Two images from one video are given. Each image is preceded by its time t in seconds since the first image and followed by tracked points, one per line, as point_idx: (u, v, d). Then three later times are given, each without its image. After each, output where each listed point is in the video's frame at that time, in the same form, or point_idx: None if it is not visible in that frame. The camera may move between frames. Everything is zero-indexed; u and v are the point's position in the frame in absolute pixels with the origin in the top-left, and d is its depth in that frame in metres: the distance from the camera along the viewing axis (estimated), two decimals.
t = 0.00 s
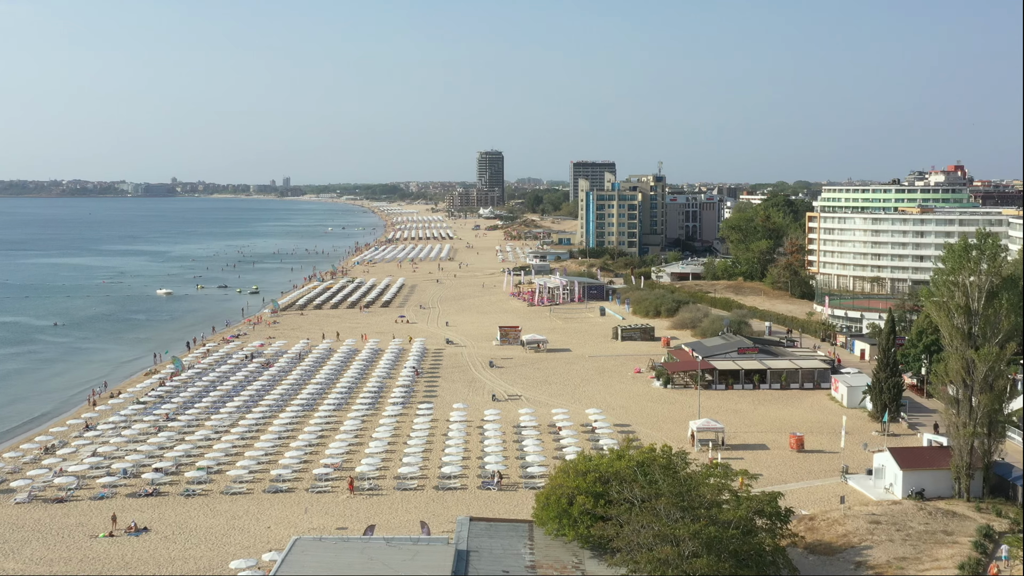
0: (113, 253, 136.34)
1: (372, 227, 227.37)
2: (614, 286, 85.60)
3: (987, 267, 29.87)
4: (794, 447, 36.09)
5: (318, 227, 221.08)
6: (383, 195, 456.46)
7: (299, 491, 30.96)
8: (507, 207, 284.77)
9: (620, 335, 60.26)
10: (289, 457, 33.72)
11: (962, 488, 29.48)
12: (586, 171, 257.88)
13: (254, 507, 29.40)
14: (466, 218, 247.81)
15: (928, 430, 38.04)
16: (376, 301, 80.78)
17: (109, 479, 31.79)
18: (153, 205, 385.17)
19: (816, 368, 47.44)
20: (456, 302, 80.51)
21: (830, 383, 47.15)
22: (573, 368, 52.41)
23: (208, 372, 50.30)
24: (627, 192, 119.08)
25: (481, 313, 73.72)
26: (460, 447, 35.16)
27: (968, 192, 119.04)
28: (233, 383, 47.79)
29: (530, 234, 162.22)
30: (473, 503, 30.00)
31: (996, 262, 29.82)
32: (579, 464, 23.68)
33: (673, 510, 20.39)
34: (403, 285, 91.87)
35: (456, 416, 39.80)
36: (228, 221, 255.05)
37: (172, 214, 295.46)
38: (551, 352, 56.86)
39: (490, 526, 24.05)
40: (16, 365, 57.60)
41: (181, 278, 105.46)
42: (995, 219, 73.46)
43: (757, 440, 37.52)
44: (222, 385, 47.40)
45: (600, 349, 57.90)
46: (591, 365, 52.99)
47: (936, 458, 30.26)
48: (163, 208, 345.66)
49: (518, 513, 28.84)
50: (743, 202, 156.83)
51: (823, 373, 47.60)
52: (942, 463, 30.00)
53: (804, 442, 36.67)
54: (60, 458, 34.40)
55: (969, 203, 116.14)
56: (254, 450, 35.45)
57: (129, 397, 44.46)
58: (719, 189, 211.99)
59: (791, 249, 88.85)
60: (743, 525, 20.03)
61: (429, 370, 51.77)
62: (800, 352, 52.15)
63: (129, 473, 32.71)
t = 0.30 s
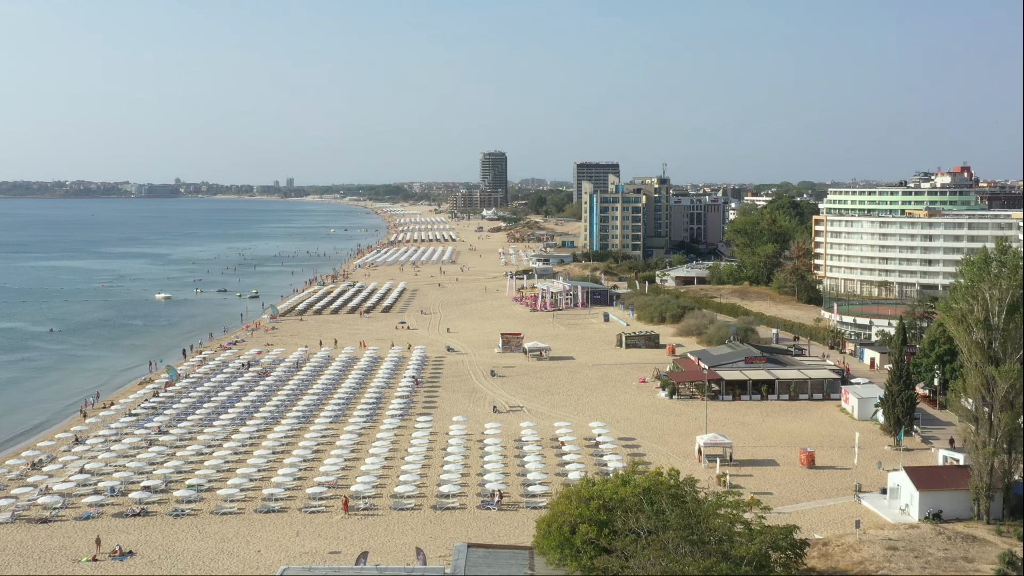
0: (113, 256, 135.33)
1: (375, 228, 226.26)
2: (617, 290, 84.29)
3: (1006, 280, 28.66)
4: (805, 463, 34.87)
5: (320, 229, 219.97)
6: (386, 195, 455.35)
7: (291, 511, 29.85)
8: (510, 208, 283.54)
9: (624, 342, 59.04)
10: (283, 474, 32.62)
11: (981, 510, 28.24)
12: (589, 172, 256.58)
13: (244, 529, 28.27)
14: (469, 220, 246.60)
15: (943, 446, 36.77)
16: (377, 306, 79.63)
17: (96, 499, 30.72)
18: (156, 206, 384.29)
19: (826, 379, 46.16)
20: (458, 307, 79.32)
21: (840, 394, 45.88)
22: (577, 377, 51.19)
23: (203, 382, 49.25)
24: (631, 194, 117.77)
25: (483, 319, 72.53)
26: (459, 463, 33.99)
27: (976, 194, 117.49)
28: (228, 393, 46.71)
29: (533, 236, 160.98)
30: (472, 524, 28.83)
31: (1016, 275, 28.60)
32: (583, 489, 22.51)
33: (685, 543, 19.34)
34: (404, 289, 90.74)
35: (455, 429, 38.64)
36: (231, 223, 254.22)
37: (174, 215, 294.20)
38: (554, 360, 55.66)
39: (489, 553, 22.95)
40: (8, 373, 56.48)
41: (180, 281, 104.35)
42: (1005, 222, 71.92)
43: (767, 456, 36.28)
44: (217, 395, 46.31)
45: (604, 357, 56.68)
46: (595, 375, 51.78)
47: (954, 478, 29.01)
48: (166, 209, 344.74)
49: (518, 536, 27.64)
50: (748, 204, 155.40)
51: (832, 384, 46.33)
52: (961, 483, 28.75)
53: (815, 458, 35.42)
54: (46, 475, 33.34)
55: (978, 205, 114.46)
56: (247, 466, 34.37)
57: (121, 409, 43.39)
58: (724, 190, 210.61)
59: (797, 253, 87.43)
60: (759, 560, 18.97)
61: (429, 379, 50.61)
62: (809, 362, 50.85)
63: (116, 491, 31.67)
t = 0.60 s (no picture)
0: (113, 258, 134.34)
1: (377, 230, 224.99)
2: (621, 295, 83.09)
3: None
4: (815, 480, 33.66)
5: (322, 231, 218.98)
6: (388, 196, 454.09)
7: (282, 533, 28.75)
8: (513, 209, 282.34)
9: (628, 350, 57.86)
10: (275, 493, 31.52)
11: (1002, 534, 26.90)
12: (593, 173, 255.36)
13: (233, 552, 27.16)
14: (472, 221, 245.46)
15: (958, 462, 35.48)
16: (377, 311, 78.48)
17: (80, 519, 29.65)
18: (159, 207, 383.42)
19: (835, 390, 44.92)
20: (459, 312, 78.18)
21: (850, 406, 44.61)
22: (580, 387, 50.03)
23: (197, 392, 48.20)
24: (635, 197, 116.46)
25: (484, 324, 71.44)
26: (457, 481, 32.78)
27: (983, 197, 116.02)
28: (222, 404, 45.63)
29: (536, 238, 159.79)
30: (470, 548, 27.64)
31: None
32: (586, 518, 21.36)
33: None
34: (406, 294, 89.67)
35: (454, 444, 37.46)
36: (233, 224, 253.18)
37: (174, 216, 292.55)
38: (556, 368, 54.50)
39: None
40: None
41: (179, 285, 103.31)
42: (1014, 226, 70.65)
43: (777, 473, 35.05)
44: (210, 407, 45.23)
45: (608, 365, 55.51)
46: (598, 384, 50.60)
47: (972, 501, 27.75)
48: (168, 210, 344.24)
49: (518, 561, 26.44)
50: (753, 205, 154.01)
51: (842, 395, 45.08)
52: (980, 506, 27.49)
53: (826, 475, 34.20)
54: (31, 493, 32.31)
55: (985, 207, 113.11)
56: (239, 484, 33.31)
57: (112, 423, 42.35)
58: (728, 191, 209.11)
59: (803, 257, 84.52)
60: None
61: (429, 389, 49.46)
62: (818, 371, 49.59)
63: (102, 510, 30.64)
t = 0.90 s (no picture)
0: (111, 261, 133.30)
1: (378, 231, 223.84)
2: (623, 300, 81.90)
3: None
4: (826, 499, 32.47)
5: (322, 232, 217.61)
6: (390, 197, 452.89)
7: (271, 556, 27.64)
8: (514, 210, 281.02)
9: (631, 358, 56.70)
10: (265, 512, 30.44)
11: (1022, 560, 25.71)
12: (595, 174, 254.25)
13: None
14: (473, 223, 244.25)
15: (973, 478, 34.20)
16: (376, 316, 77.36)
17: (62, 541, 28.56)
18: (160, 207, 382.55)
19: (844, 401, 43.71)
20: (459, 317, 77.04)
21: (859, 417, 43.41)
22: (581, 397, 48.86)
23: (190, 402, 47.13)
24: (638, 199, 115.19)
25: (484, 330, 70.27)
26: (454, 500, 31.65)
27: (990, 199, 114.71)
28: (215, 415, 44.54)
29: (537, 240, 158.56)
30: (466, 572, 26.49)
31: None
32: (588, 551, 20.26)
33: None
34: (405, 298, 88.54)
35: (451, 459, 36.32)
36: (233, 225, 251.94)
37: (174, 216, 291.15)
38: (558, 377, 53.37)
39: None
40: None
41: (177, 288, 102.18)
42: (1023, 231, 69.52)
43: (786, 490, 33.88)
44: (202, 418, 44.12)
45: (610, 374, 54.35)
46: (600, 394, 49.43)
47: (990, 524, 26.55)
48: (168, 210, 342.94)
49: None
50: (757, 207, 152.72)
51: (851, 406, 43.87)
52: (999, 529, 26.29)
53: (837, 492, 32.99)
54: (12, 513, 31.21)
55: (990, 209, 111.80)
56: (227, 501, 32.22)
57: (101, 435, 41.26)
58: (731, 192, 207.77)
59: (808, 261, 81.48)
60: None
61: (427, 399, 48.32)
62: (826, 381, 48.36)
63: (85, 530, 29.58)
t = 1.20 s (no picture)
0: (106, 263, 132.03)
1: (377, 232, 222.56)
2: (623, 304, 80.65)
3: None
4: (834, 517, 31.28)
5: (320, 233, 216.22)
6: (389, 197, 451.57)
7: None
8: (513, 211, 279.76)
9: (631, 365, 55.51)
10: (252, 532, 29.31)
11: None
12: (594, 175, 253.17)
13: None
14: (472, 224, 242.99)
15: (986, 494, 32.97)
16: (372, 321, 76.12)
17: (38, 564, 27.44)
18: (158, 208, 381.17)
19: (850, 412, 42.50)
20: (457, 322, 75.82)
21: (866, 428, 42.20)
22: (581, 406, 47.64)
23: (179, 412, 45.94)
24: (638, 201, 113.94)
25: (482, 336, 69.01)
26: (449, 519, 30.48)
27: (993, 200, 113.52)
28: (204, 426, 43.34)
29: (535, 242, 157.35)
30: None
31: None
32: None
33: None
34: (402, 302, 87.31)
35: (447, 473, 35.14)
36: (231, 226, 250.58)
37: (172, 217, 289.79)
38: (556, 385, 52.18)
39: None
40: None
41: (171, 292, 100.97)
42: None
43: (793, 507, 32.68)
44: (191, 429, 42.92)
45: (610, 382, 53.14)
46: (600, 403, 48.22)
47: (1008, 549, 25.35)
48: (167, 211, 341.63)
49: None
50: (758, 208, 151.51)
51: (858, 417, 42.66)
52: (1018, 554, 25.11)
53: (846, 510, 31.78)
54: None
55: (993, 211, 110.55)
56: (213, 520, 31.09)
57: (86, 448, 40.07)
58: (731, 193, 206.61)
59: (812, 265, 79.99)
60: None
61: (422, 408, 47.12)
62: (831, 390, 47.10)
63: (64, 552, 28.50)
